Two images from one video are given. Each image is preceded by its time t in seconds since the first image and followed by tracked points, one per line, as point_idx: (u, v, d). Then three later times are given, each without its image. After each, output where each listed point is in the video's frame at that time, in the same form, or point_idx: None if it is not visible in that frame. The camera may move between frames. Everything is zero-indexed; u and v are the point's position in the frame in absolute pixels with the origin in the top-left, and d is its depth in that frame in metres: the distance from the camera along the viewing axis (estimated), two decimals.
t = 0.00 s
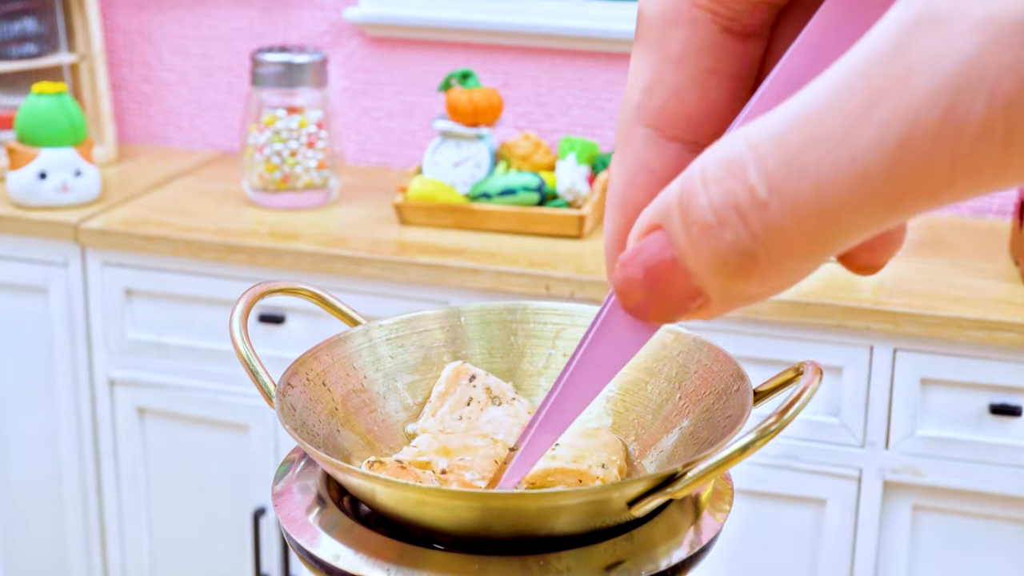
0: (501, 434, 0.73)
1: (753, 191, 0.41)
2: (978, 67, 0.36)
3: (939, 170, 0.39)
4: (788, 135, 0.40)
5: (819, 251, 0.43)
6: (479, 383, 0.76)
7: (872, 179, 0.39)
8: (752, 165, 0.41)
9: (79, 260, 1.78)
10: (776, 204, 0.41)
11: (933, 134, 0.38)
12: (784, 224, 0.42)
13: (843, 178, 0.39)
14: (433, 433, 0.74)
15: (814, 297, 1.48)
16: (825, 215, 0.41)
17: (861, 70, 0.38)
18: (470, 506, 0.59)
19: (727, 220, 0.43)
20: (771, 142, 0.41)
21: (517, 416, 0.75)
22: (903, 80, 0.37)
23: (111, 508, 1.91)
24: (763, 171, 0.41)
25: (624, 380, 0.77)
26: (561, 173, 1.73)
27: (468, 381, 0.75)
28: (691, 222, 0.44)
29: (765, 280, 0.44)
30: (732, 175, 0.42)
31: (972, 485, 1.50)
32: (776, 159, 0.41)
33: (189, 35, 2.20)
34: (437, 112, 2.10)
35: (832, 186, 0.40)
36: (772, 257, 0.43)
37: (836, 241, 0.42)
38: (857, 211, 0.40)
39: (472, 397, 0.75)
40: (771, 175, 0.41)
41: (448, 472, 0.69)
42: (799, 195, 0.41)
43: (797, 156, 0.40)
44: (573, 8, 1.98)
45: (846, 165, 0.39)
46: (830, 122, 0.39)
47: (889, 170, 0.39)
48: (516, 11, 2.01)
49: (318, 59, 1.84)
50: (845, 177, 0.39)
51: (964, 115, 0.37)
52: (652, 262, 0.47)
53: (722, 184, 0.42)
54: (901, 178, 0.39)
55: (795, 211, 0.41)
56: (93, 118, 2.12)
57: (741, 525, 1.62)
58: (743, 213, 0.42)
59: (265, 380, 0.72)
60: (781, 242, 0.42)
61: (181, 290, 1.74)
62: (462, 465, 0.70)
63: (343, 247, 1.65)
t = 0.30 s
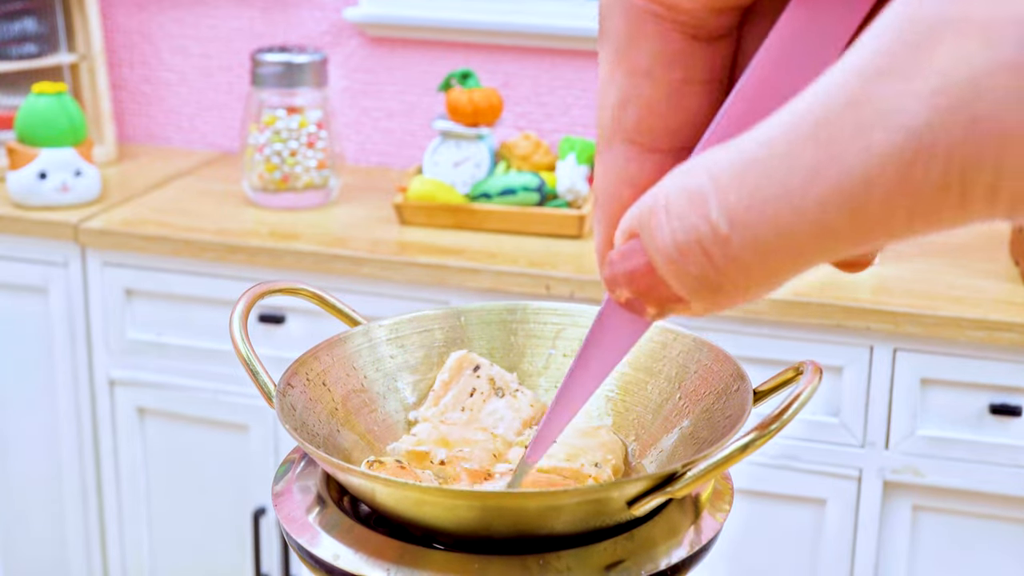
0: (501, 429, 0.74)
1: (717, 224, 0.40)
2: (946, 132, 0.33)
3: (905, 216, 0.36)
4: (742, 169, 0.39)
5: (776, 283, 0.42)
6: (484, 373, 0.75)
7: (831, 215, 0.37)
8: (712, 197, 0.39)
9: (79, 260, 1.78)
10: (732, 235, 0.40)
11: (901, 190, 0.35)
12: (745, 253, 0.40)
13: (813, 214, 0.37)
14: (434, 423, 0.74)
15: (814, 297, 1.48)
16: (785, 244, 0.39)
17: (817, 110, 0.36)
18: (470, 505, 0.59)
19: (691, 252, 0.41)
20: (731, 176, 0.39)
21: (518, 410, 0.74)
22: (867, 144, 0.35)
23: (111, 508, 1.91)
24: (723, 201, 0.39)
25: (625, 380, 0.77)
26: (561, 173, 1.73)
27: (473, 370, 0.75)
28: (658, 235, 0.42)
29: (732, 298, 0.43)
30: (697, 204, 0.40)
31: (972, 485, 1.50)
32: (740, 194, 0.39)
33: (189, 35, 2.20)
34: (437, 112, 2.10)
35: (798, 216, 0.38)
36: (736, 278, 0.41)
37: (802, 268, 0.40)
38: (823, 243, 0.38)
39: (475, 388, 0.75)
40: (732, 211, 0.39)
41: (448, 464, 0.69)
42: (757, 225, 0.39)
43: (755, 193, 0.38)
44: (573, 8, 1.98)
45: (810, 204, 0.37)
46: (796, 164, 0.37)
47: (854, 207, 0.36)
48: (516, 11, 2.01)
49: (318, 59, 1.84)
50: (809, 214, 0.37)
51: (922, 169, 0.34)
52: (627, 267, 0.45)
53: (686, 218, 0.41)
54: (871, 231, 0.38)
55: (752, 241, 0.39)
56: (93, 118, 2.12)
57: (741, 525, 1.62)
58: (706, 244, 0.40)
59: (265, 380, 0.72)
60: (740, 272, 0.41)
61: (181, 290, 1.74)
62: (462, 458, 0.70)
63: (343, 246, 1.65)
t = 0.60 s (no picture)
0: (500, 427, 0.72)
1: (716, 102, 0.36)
2: None
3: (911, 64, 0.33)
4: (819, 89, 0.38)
5: (788, 195, 0.38)
6: (484, 373, 0.75)
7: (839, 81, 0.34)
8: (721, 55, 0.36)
9: (79, 260, 1.78)
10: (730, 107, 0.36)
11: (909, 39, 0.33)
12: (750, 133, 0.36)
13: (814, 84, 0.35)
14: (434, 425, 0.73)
15: (814, 297, 1.48)
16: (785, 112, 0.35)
17: None
18: (470, 506, 0.59)
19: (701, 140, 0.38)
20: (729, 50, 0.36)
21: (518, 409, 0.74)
22: None
23: (112, 508, 1.91)
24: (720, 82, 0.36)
25: (625, 380, 0.77)
26: (561, 173, 1.73)
27: (473, 370, 0.75)
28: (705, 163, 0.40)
29: (737, 202, 0.39)
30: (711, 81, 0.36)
31: (972, 485, 1.50)
32: (746, 57, 0.35)
33: (189, 35, 2.20)
34: (437, 112, 2.10)
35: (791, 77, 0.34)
36: (750, 177, 0.38)
37: (804, 158, 0.37)
38: (822, 99, 0.35)
39: (475, 388, 0.75)
40: (738, 72, 0.36)
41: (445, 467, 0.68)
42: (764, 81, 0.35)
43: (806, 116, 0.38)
44: (573, 8, 1.98)
45: (804, 51, 0.34)
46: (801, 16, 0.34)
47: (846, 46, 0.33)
48: (516, 11, 2.01)
49: (318, 59, 1.84)
50: (804, 65, 0.34)
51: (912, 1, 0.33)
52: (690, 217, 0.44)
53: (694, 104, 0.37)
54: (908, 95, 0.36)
55: (754, 117, 0.36)
56: (93, 118, 2.12)
57: (741, 525, 1.62)
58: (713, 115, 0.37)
59: (265, 381, 0.72)
60: (740, 167, 0.37)
61: (181, 290, 1.74)
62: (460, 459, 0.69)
63: (343, 246, 1.65)
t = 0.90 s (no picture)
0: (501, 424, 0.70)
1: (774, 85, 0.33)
2: None
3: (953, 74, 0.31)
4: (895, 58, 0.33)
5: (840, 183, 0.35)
6: (484, 374, 0.75)
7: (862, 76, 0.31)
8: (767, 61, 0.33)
9: (79, 260, 1.78)
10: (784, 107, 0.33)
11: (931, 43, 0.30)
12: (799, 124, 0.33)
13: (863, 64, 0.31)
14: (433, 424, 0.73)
15: (814, 298, 1.48)
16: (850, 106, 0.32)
17: None
18: (470, 506, 0.59)
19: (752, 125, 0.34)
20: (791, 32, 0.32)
21: (520, 409, 0.72)
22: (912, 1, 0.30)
23: (112, 509, 1.91)
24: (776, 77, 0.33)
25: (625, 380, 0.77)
26: (561, 173, 1.73)
27: (473, 370, 0.75)
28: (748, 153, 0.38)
29: (789, 195, 0.36)
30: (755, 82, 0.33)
31: (972, 485, 1.50)
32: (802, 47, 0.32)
33: (189, 35, 2.20)
34: (437, 112, 2.10)
35: (837, 75, 0.31)
36: (802, 174, 0.34)
37: (859, 150, 0.34)
38: (871, 103, 0.32)
39: (475, 388, 0.74)
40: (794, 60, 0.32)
41: (446, 466, 0.68)
42: (810, 79, 0.32)
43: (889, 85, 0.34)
44: (573, 8, 1.98)
45: (859, 45, 0.31)
46: None
47: (899, 59, 0.31)
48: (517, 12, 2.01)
49: (318, 59, 1.84)
50: (859, 59, 0.31)
51: None
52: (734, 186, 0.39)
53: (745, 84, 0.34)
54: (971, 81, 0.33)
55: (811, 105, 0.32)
56: (93, 118, 2.12)
57: (741, 525, 1.62)
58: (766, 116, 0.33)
59: (265, 381, 0.73)
60: (794, 162, 0.34)
61: (181, 290, 1.74)
62: (460, 459, 0.69)
63: (342, 246, 1.65)
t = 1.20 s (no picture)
0: (502, 428, 0.73)
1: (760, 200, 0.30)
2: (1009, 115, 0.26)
3: None
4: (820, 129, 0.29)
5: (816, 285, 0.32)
6: (484, 373, 0.75)
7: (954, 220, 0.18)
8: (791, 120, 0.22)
9: (79, 260, 1.78)
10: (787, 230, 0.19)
11: None
12: (782, 235, 0.30)
13: (863, 173, 0.28)
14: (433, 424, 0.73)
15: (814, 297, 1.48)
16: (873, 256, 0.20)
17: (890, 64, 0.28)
18: (470, 506, 0.59)
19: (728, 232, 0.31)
20: (793, 146, 0.29)
21: (519, 412, 0.74)
22: None
23: (111, 509, 1.91)
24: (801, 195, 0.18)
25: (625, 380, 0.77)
26: (561, 173, 1.73)
27: (473, 370, 0.75)
28: (701, 225, 0.32)
29: (761, 297, 0.33)
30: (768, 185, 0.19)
31: (973, 485, 1.50)
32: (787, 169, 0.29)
33: (189, 35, 2.20)
34: (437, 113, 2.10)
35: (837, 188, 0.29)
36: (782, 284, 0.32)
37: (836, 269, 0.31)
38: (871, 229, 0.29)
39: (475, 388, 0.75)
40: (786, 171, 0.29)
41: (446, 465, 0.69)
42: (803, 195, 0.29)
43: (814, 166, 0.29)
44: (573, 8, 1.98)
45: (864, 161, 0.28)
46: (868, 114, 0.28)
47: (911, 182, 0.28)
48: (517, 11, 2.01)
49: (318, 59, 1.84)
50: (859, 183, 0.28)
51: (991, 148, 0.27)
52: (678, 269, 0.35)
53: (740, 185, 0.30)
54: (915, 193, 0.28)
55: (804, 221, 0.30)
56: (93, 118, 2.12)
57: (741, 525, 1.62)
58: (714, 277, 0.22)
59: (265, 381, 0.73)
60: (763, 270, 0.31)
61: (181, 290, 1.74)
62: (461, 459, 0.70)
63: (342, 246, 1.65)
